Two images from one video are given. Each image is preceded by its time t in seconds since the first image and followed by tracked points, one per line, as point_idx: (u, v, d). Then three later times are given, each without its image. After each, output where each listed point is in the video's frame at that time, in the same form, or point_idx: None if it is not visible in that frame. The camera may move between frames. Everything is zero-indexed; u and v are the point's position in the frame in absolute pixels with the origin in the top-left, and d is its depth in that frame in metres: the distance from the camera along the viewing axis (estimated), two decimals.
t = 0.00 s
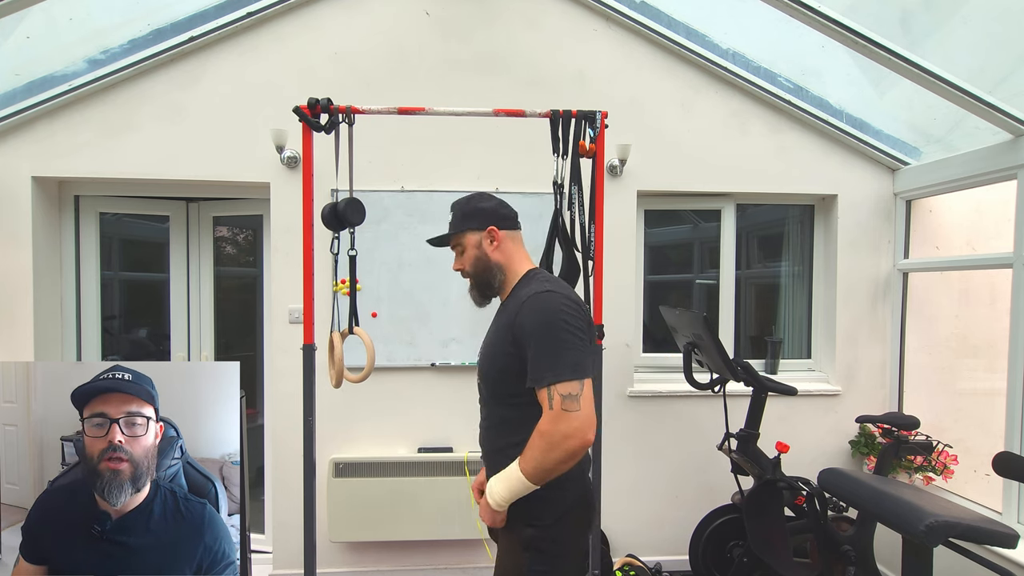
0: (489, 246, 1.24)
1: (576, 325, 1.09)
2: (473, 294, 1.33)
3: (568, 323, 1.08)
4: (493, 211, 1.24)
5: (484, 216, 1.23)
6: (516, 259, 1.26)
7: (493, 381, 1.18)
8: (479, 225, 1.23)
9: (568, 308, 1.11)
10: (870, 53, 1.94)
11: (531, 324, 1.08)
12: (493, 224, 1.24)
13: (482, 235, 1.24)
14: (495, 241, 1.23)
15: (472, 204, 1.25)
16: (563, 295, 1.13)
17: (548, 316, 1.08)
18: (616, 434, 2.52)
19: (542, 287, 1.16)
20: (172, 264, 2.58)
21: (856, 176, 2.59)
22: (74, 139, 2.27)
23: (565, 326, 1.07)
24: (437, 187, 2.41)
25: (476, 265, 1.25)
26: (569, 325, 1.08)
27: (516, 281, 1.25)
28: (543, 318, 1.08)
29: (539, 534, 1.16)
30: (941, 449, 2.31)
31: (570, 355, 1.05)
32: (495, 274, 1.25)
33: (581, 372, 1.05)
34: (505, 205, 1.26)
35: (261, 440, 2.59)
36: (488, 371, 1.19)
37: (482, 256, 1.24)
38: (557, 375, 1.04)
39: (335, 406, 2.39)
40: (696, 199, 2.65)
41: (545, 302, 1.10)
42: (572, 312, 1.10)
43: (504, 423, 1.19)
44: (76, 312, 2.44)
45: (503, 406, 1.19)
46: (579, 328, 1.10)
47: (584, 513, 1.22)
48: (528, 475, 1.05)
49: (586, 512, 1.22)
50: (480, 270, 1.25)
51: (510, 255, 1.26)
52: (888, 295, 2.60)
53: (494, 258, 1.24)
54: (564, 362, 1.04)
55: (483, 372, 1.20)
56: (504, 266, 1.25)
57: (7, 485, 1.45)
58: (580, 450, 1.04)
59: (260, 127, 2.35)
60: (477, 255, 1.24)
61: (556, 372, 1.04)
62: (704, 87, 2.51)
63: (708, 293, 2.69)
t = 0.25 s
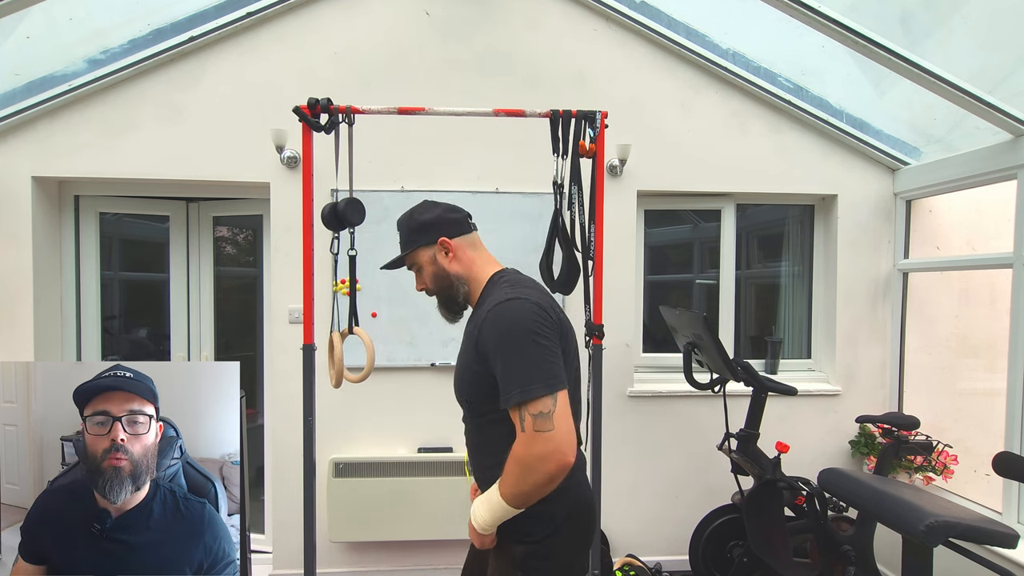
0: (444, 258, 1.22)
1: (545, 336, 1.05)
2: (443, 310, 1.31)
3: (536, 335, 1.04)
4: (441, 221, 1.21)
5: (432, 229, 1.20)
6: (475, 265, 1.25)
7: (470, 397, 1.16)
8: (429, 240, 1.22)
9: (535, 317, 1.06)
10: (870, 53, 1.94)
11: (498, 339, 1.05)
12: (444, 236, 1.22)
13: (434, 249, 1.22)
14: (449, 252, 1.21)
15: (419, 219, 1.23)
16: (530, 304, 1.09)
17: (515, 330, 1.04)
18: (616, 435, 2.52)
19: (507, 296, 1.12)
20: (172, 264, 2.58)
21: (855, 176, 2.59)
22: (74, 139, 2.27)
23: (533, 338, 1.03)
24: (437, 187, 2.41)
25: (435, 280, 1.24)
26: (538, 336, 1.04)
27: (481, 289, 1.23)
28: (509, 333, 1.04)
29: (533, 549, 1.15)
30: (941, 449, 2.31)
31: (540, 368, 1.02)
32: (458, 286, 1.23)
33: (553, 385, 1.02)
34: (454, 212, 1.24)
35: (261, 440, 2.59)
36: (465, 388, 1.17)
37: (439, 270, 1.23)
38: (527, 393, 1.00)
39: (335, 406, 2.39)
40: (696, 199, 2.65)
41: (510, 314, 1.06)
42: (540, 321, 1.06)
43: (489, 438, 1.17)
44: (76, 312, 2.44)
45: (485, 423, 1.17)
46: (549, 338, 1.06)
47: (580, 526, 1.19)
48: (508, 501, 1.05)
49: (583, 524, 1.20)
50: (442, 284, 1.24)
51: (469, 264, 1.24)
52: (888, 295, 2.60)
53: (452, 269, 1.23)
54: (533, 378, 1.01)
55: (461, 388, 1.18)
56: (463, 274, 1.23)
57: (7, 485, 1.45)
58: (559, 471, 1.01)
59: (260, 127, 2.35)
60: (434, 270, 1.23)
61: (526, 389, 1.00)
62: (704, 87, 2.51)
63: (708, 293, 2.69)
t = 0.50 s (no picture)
0: (431, 265, 1.24)
1: (527, 331, 1.07)
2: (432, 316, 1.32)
3: (520, 332, 1.06)
4: (426, 228, 1.23)
5: (417, 236, 1.22)
6: (462, 271, 1.26)
7: (458, 399, 1.17)
8: (415, 247, 1.23)
9: (518, 315, 1.08)
10: (871, 53, 1.94)
11: (483, 340, 1.06)
12: (429, 242, 1.23)
13: (420, 256, 1.24)
14: (435, 259, 1.23)
15: (402, 227, 1.24)
16: (512, 302, 1.10)
17: (499, 328, 1.05)
18: (616, 435, 2.52)
19: (490, 297, 1.13)
20: (172, 264, 2.58)
21: (855, 176, 2.58)
22: (74, 139, 2.27)
23: (517, 335, 1.05)
24: (437, 187, 2.41)
25: (423, 288, 1.25)
26: (521, 333, 1.06)
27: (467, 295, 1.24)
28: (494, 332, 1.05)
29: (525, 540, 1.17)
30: (941, 449, 2.31)
31: (525, 363, 1.04)
32: (446, 292, 1.25)
33: (538, 378, 1.04)
34: (439, 220, 1.26)
35: (261, 440, 2.59)
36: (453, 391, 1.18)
37: (426, 277, 1.24)
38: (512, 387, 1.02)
39: (335, 406, 2.39)
40: (696, 199, 2.64)
41: (494, 313, 1.08)
42: (522, 319, 1.08)
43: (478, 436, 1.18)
44: (76, 312, 2.44)
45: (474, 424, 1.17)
46: (532, 333, 1.08)
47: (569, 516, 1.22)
48: (500, 493, 1.05)
49: (570, 516, 1.23)
50: (430, 290, 1.25)
51: (455, 271, 1.25)
52: (888, 295, 2.60)
53: (439, 276, 1.24)
54: (518, 373, 1.02)
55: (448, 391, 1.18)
56: (452, 280, 1.25)
57: (7, 485, 1.44)
58: (547, 462, 1.03)
59: (260, 127, 2.35)
60: (422, 277, 1.24)
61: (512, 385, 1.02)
62: (704, 87, 2.51)
63: (708, 293, 2.69)
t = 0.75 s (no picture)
0: (423, 273, 1.24)
1: (516, 331, 1.08)
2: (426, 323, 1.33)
3: (508, 332, 1.07)
4: (415, 238, 1.23)
5: (407, 246, 1.22)
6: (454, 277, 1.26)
7: (449, 401, 1.17)
8: (406, 257, 1.24)
9: (506, 316, 1.09)
10: (871, 53, 1.94)
11: (471, 340, 1.07)
12: (420, 252, 1.24)
13: (413, 265, 1.25)
14: (427, 267, 1.24)
15: (393, 237, 1.24)
16: (500, 304, 1.11)
17: (487, 328, 1.06)
18: (616, 435, 2.52)
19: (479, 299, 1.14)
20: (172, 264, 2.58)
21: (856, 176, 2.58)
22: (74, 139, 2.27)
23: (505, 335, 1.06)
24: (437, 187, 2.41)
25: (417, 297, 1.26)
26: (510, 334, 1.07)
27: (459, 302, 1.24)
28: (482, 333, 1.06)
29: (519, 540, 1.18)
30: (941, 449, 2.31)
31: (513, 363, 1.04)
32: (439, 300, 1.25)
33: (527, 377, 1.04)
34: (428, 229, 1.26)
35: (260, 440, 2.59)
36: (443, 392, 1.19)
37: (419, 286, 1.24)
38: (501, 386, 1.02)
39: (335, 405, 2.39)
40: (696, 199, 2.64)
41: (483, 314, 1.09)
42: (511, 319, 1.09)
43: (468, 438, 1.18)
44: (76, 312, 2.44)
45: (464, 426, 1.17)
46: (520, 333, 1.09)
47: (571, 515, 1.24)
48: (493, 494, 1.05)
49: (567, 517, 1.23)
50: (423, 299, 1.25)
51: (447, 278, 1.26)
52: (888, 295, 2.60)
53: (432, 284, 1.25)
54: (507, 373, 1.03)
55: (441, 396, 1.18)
56: (445, 287, 1.26)
57: (6, 485, 1.44)
58: (537, 461, 1.03)
59: (260, 127, 2.35)
60: (416, 286, 1.25)
61: (501, 384, 1.02)
62: (704, 87, 2.50)
63: (708, 293, 2.69)
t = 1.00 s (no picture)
0: (395, 315, 1.17)
1: (491, 363, 1.02)
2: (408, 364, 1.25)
3: (481, 365, 1.01)
4: (380, 278, 1.15)
5: (374, 290, 1.14)
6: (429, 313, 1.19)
7: (433, 432, 1.14)
8: (376, 300, 1.16)
9: (479, 347, 1.03)
10: (870, 53, 1.94)
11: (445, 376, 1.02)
12: (390, 293, 1.17)
13: (384, 308, 1.17)
14: (397, 307, 1.16)
15: (358, 282, 1.15)
16: (471, 335, 1.05)
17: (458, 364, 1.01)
18: (616, 434, 2.52)
19: (450, 330, 1.08)
20: (172, 264, 2.58)
21: (855, 176, 2.58)
22: (74, 139, 2.27)
23: (478, 368, 1.00)
24: (438, 187, 2.41)
25: (395, 340, 1.18)
26: (484, 366, 1.01)
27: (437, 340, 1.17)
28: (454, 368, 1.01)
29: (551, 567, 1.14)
30: (941, 449, 2.31)
31: (491, 397, 0.99)
32: (416, 340, 1.18)
33: (506, 411, 0.99)
34: (392, 266, 1.18)
35: (261, 440, 2.59)
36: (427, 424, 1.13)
37: (393, 328, 1.17)
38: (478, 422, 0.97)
39: (334, 405, 2.39)
40: (696, 199, 2.64)
41: (453, 348, 1.03)
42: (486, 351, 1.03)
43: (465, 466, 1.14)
44: (76, 312, 2.44)
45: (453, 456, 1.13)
46: (496, 364, 1.03)
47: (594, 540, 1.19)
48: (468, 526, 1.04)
49: (591, 534, 1.18)
50: (400, 340, 1.18)
51: (421, 315, 1.18)
52: (888, 295, 2.60)
53: (408, 325, 1.17)
54: (483, 409, 0.97)
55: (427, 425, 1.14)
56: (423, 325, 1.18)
57: (6, 485, 1.44)
58: (520, 494, 0.99)
59: (261, 127, 2.35)
60: (392, 330, 1.18)
61: (477, 421, 0.97)
62: (704, 87, 2.51)
63: (708, 293, 2.69)
